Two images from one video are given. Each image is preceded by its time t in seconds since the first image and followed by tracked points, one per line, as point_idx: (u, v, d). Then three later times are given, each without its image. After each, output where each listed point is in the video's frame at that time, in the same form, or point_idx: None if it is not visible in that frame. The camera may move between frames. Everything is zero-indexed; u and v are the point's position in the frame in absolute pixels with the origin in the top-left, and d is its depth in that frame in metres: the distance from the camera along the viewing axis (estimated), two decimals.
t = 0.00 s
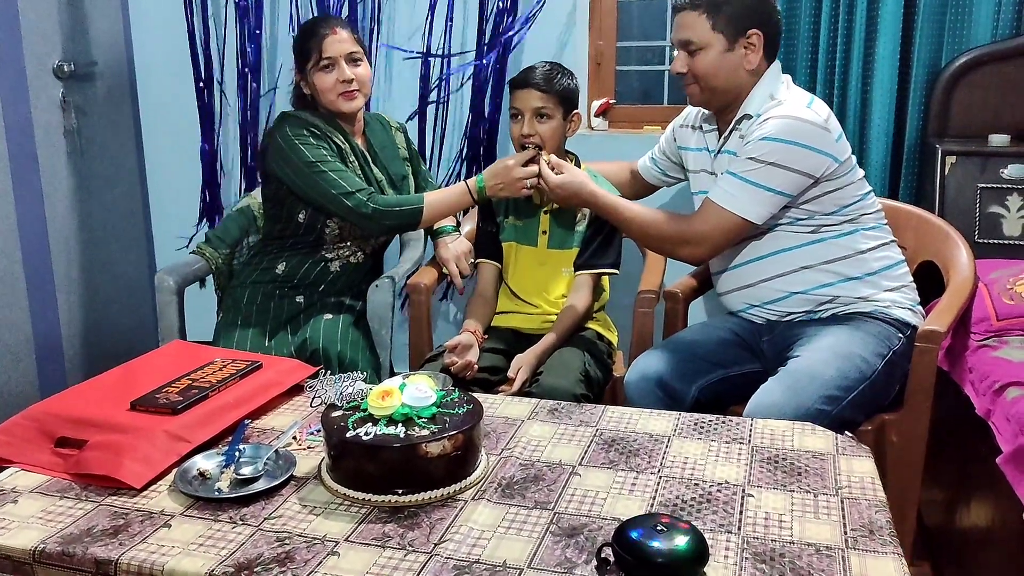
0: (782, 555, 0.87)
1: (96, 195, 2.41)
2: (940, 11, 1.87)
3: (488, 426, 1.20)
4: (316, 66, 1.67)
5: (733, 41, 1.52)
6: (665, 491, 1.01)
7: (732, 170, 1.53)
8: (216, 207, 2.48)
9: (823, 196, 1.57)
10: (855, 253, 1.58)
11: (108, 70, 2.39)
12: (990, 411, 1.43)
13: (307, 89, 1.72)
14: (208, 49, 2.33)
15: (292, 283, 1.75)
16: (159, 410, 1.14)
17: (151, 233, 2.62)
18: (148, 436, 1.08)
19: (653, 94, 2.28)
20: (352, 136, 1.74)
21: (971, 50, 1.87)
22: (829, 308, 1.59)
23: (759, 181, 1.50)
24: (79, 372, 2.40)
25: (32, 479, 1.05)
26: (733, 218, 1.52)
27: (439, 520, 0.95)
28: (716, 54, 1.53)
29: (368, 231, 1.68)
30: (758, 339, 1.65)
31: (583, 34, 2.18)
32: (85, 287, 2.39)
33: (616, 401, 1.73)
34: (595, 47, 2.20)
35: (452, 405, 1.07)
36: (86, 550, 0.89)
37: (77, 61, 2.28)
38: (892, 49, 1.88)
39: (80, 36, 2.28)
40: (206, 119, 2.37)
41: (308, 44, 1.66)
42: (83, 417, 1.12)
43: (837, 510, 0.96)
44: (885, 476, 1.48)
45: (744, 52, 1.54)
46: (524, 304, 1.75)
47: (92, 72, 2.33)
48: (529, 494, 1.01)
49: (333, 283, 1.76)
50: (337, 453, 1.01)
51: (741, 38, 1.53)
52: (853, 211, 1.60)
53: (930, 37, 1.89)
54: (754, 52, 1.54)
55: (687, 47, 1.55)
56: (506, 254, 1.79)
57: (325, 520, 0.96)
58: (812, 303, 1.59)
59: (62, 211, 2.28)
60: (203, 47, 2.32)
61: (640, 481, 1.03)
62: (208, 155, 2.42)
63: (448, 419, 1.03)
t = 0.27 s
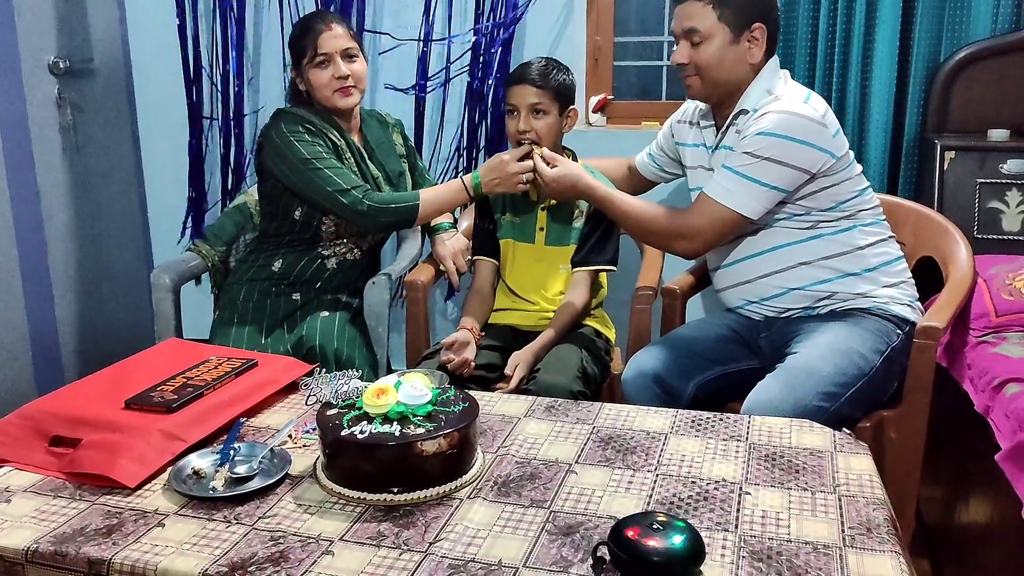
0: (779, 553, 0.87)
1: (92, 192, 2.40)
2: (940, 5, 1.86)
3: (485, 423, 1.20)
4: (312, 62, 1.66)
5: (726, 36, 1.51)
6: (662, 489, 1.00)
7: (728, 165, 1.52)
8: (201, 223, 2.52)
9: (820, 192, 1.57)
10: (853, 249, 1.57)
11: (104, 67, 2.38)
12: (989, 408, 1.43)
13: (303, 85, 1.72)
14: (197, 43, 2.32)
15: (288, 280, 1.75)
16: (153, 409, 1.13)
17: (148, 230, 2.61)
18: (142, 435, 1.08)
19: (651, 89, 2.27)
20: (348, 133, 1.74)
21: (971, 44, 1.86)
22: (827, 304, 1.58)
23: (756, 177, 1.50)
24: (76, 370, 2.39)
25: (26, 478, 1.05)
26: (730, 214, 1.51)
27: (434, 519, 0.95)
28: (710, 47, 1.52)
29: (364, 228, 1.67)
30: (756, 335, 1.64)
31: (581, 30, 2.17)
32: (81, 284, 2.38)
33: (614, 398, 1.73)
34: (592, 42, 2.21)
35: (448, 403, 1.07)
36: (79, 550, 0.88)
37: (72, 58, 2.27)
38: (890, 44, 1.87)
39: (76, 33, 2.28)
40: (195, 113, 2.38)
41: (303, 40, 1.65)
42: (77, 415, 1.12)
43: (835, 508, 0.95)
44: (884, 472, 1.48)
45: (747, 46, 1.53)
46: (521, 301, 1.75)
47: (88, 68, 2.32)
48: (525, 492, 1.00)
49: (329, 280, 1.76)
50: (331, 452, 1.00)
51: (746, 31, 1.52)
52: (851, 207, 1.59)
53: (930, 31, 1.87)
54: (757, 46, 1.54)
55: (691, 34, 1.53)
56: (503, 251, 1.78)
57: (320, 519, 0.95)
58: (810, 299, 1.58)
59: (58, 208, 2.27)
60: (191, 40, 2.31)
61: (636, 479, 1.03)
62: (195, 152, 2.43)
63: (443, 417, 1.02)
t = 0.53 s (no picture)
0: (775, 557, 0.86)
1: (88, 192, 2.39)
2: (938, 3, 1.85)
3: (480, 426, 1.19)
4: (307, 62, 1.65)
5: (736, 28, 1.51)
6: (657, 492, 0.99)
7: (724, 163, 1.51)
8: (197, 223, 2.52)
9: (817, 190, 1.56)
10: (850, 248, 1.57)
11: (100, 67, 2.37)
12: (988, 409, 1.42)
13: (299, 85, 1.71)
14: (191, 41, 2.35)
15: (284, 282, 1.74)
16: (145, 412, 1.12)
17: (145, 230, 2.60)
18: (134, 438, 1.07)
19: (649, 88, 2.26)
20: (344, 134, 1.73)
21: (970, 42, 1.85)
22: (825, 304, 1.57)
23: (752, 175, 1.49)
24: (71, 371, 2.38)
25: (17, 482, 1.04)
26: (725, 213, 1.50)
27: (427, 523, 0.94)
28: (711, 41, 1.51)
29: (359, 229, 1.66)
30: (753, 336, 1.63)
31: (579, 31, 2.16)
32: (77, 285, 2.37)
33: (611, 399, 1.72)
34: (590, 41, 2.19)
35: (442, 406, 1.06)
36: (68, 555, 0.88)
37: (68, 58, 2.26)
38: (889, 42, 1.86)
39: (71, 33, 2.27)
40: (186, 113, 2.40)
41: (299, 39, 1.65)
42: (69, 419, 1.11)
43: (831, 512, 0.94)
44: (881, 466, 1.47)
45: (756, 38, 1.54)
46: (518, 302, 1.74)
47: (84, 68, 2.31)
48: (519, 496, 0.99)
49: (325, 281, 1.75)
50: (324, 455, 0.99)
51: (753, 24, 1.53)
52: (848, 205, 1.58)
53: (928, 30, 1.86)
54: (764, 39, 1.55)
55: (705, 22, 1.51)
56: (500, 251, 1.77)
57: (312, 524, 0.94)
58: (808, 299, 1.58)
59: (54, 209, 2.26)
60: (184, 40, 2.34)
61: (632, 482, 1.02)
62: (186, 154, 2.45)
63: (437, 420, 1.01)
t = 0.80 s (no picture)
0: (771, 566, 0.85)
1: (85, 195, 2.39)
2: (937, 4, 1.85)
3: (475, 432, 1.18)
4: (303, 65, 1.65)
5: (736, 29, 1.50)
6: (654, 500, 0.99)
7: (721, 165, 1.50)
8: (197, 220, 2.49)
9: (815, 192, 1.55)
10: (849, 251, 1.56)
11: (97, 69, 2.36)
12: (987, 415, 1.41)
13: (295, 88, 1.70)
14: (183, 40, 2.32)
15: (280, 286, 1.73)
16: (139, 419, 1.12)
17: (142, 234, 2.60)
18: (127, 446, 1.06)
19: (648, 90, 2.25)
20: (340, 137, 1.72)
21: (969, 44, 1.84)
22: (823, 308, 1.57)
23: (748, 177, 1.48)
24: (69, 374, 2.37)
25: (9, 490, 1.04)
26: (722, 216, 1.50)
27: (421, 532, 0.93)
28: (710, 42, 1.51)
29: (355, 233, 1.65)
30: (751, 340, 1.62)
31: (577, 33, 2.16)
32: (74, 288, 2.37)
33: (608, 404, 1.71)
34: (588, 44, 2.19)
35: (436, 412, 1.05)
36: (59, 565, 0.87)
37: (65, 61, 2.26)
38: (888, 44, 1.85)
39: (68, 36, 2.26)
40: (183, 115, 2.37)
41: (295, 42, 1.64)
42: (62, 426, 1.10)
43: (828, 520, 0.93)
44: (881, 477, 1.46)
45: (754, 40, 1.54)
46: (515, 306, 1.73)
47: (81, 71, 2.30)
48: (514, 504, 0.99)
49: (322, 285, 1.74)
50: (318, 463, 0.98)
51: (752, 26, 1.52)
52: (846, 208, 1.58)
53: (927, 32, 1.86)
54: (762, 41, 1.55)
55: (704, 25, 1.50)
56: (497, 255, 1.77)
57: (305, 532, 0.94)
58: (806, 303, 1.57)
59: (50, 212, 2.26)
60: (181, 39, 2.30)
61: (628, 489, 1.01)
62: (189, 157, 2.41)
63: (431, 427, 1.01)
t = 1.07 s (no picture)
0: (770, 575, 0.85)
1: (85, 199, 2.39)
2: (937, 8, 1.84)
3: (474, 438, 1.18)
4: (302, 70, 1.65)
5: (735, 34, 1.50)
6: (652, 507, 0.98)
7: (719, 169, 1.50)
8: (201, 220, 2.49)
9: (814, 197, 1.55)
10: (848, 256, 1.55)
11: (96, 74, 2.36)
12: (987, 421, 1.41)
13: (294, 93, 1.70)
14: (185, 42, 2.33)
15: (280, 291, 1.73)
16: (137, 426, 1.12)
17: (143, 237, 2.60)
18: (125, 453, 1.06)
19: (648, 94, 2.25)
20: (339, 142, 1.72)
21: (969, 48, 1.83)
22: (823, 313, 1.56)
23: (747, 181, 1.48)
24: (69, 379, 2.37)
25: (6, 497, 1.03)
26: (721, 220, 1.50)
27: (419, 540, 0.93)
28: (709, 48, 1.50)
29: (353, 238, 1.65)
30: (751, 345, 1.62)
31: (577, 37, 2.16)
32: (75, 293, 2.37)
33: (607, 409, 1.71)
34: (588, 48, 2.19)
35: (434, 419, 1.05)
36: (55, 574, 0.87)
37: (64, 65, 2.26)
38: (888, 48, 1.85)
39: (67, 41, 2.26)
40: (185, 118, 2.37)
41: (294, 47, 1.64)
42: (59, 433, 1.10)
43: (827, 528, 0.93)
44: (880, 483, 1.46)
45: (753, 45, 1.54)
46: (515, 311, 1.73)
47: (80, 76, 2.30)
48: (512, 511, 0.98)
49: (321, 290, 1.74)
50: (315, 470, 0.98)
51: (751, 31, 1.52)
52: (846, 212, 1.57)
53: (927, 36, 1.86)
54: (761, 46, 1.55)
55: (702, 30, 1.50)
56: (496, 259, 1.76)
57: (302, 540, 0.93)
58: (805, 308, 1.56)
59: (50, 216, 2.26)
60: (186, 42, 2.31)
61: (626, 497, 1.01)
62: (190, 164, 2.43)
63: (429, 434, 1.00)
